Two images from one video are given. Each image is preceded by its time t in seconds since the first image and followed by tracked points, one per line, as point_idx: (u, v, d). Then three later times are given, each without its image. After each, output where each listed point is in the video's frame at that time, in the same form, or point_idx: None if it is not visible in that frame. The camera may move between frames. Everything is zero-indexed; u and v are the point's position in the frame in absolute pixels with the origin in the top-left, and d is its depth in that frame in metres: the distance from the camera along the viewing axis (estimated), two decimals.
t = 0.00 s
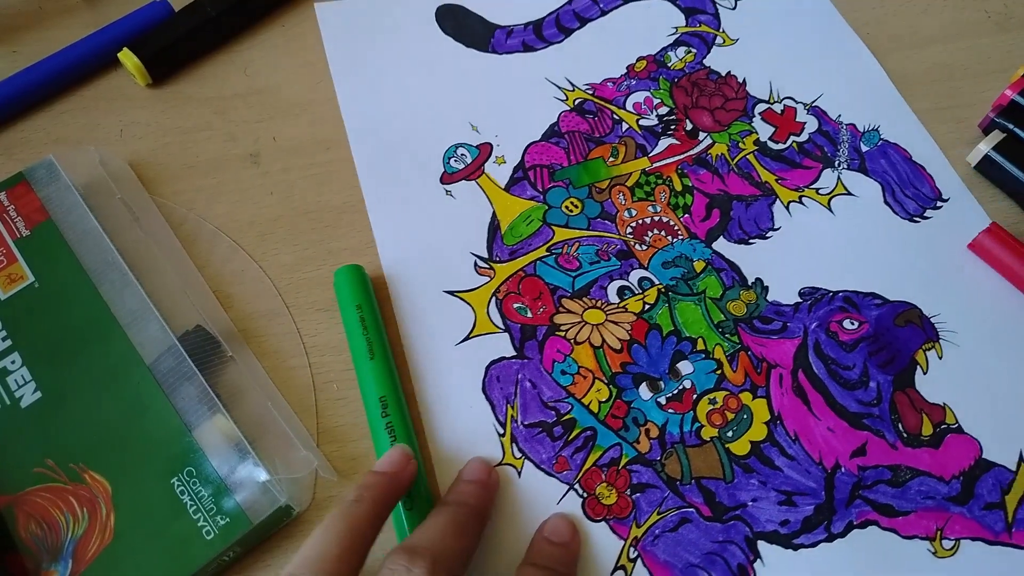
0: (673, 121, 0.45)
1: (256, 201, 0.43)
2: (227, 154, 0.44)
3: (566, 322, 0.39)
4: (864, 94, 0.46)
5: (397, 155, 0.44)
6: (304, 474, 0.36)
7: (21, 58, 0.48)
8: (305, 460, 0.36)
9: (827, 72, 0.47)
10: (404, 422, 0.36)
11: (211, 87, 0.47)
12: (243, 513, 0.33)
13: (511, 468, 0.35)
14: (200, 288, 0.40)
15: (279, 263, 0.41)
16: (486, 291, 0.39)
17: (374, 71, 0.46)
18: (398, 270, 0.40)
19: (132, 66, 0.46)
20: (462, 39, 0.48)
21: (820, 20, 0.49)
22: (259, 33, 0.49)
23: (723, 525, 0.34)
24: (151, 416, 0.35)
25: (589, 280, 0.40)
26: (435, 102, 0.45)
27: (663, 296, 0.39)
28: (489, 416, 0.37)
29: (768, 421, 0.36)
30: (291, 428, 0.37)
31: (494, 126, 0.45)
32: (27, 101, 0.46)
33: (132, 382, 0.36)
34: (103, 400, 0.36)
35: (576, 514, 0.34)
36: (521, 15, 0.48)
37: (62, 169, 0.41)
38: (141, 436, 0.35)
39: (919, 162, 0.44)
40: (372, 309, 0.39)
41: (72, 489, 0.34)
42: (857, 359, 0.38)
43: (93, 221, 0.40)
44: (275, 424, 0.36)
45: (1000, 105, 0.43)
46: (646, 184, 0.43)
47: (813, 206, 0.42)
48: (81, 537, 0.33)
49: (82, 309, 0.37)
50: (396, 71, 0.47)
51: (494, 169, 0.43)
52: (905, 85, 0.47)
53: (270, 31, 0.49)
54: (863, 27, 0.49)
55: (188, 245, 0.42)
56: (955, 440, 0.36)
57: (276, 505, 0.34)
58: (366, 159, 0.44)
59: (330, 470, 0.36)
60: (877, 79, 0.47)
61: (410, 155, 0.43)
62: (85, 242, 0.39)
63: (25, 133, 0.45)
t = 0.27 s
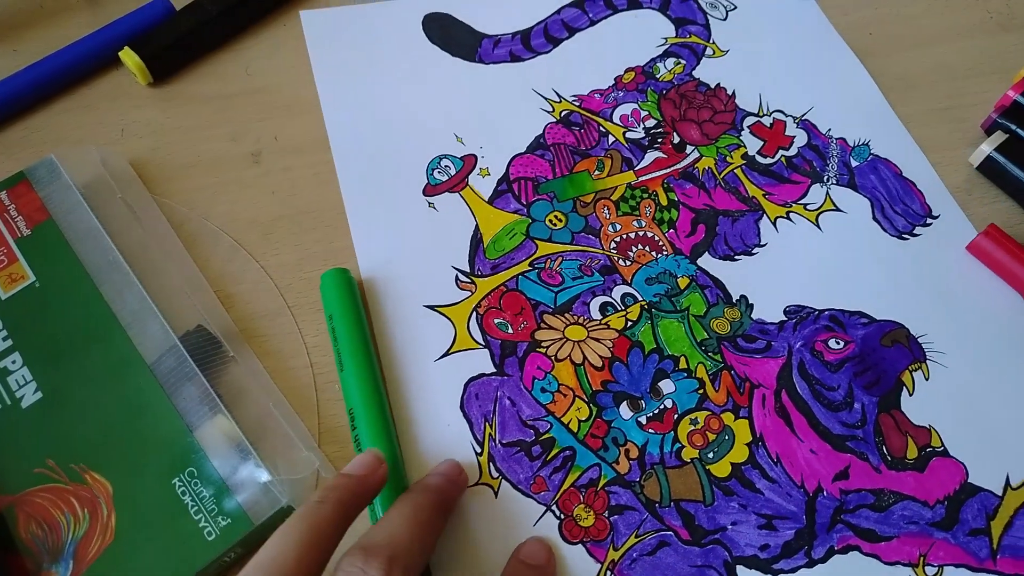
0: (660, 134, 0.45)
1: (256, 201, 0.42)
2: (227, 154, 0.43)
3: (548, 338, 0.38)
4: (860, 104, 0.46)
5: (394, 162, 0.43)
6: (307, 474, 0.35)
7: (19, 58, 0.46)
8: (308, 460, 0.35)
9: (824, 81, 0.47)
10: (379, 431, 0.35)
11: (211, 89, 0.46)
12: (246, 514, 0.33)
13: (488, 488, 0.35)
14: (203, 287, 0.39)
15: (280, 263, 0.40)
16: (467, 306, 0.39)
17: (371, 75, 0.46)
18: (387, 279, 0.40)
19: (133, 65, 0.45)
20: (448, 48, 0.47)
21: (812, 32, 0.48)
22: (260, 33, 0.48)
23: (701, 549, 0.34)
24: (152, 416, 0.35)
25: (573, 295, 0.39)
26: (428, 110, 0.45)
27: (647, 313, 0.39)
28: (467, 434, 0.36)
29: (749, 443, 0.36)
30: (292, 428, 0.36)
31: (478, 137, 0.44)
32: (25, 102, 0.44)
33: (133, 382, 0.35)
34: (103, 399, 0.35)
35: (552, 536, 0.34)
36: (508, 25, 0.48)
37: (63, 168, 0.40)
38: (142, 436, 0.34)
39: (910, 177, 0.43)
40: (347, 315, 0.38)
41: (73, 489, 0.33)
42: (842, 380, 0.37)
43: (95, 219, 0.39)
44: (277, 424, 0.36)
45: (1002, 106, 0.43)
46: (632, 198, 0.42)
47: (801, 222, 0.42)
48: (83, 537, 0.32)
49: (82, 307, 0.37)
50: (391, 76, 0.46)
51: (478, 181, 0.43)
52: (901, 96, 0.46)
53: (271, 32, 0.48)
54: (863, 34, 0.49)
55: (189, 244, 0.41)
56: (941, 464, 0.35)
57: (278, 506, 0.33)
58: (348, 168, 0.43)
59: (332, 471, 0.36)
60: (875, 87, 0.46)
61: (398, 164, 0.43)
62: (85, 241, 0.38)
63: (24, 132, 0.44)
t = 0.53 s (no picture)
0: (660, 133, 0.45)
1: (254, 201, 0.42)
2: (227, 154, 0.44)
3: (545, 335, 0.38)
4: (859, 106, 0.46)
5: (393, 162, 0.43)
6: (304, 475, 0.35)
7: (19, 59, 0.46)
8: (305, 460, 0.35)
9: (822, 83, 0.47)
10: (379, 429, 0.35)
11: (211, 89, 0.46)
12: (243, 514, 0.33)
13: (484, 483, 0.35)
14: (199, 288, 0.39)
15: (278, 264, 0.40)
16: (466, 303, 0.39)
17: (371, 74, 0.46)
18: (388, 275, 0.40)
19: (131, 67, 0.45)
20: (450, 46, 0.47)
21: (812, 34, 0.49)
22: (260, 32, 0.48)
23: (696, 546, 0.34)
24: (150, 417, 0.35)
25: (571, 293, 0.40)
26: (427, 110, 0.45)
27: (644, 311, 0.39)
28: (463, 430, 0.36)
29: (745, 441, 0.36)
30: (290, 428, 0.36)
31: (479, 136, 0.44)
32: (24, 104, 0.44)
33: (131, 382, 0.35)
34: (102, 400, 0.35)
35: (547, 531, 0.34)
36: (510, 24, 0.48)
37: (62, 171, 0.40)
38: (140, 436, 0.34)
39: (909, 178, 0.43)
40: (350, 311, 0.38)
41: (70, 490, 0.33)
42: (838, 380, 0.38)
43: (94, 220, 0.39)
44: (274, 425, 0.36)
45: (999, 105, 0.44)
46: (631, 197, 0.43)
47: (799, 222, 0.42)
48: (81, 537, 0.32)
49: (82, 308, 0.37)
50: (391, 75, 0.46)
51: (478, 179, 0.43)
52: (900, 97, 0.46)
53: (272, 30, 0.49)
54: (862, 35, 0.49)
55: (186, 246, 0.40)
56: (937, 464, 0.35)
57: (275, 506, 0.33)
58: (348, 166, 0.43)
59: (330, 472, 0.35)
60: (875, 89, 0.47)
61: (399, 161, 0.43)
62: (83, 242, 0.38)
63: (23, 134, 0.44)
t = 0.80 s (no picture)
0: (659, 133, 0.45)
1: (253, 202, 0.42)
2: (225, 155, 0.44)
3: (545, 335, 0.38)
4: (859, 106, 0.46)
5: (391, 163, 0.43)
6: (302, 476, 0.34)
7: (17, 60, 0.46)
8: (303, 461, 0.35)
9: (821, 83, 0.47)
10: (392, 424, 0.35)
11: (209, 88, 0.46)
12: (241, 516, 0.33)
13: (483, 485, 0.35)
14: (198, 288, 0.39)
15: (276, 265, 0.40)
16: (464, 303, 0.39)
17: (370, 73, 0.46)
18: (387, 275, 0.40)
19: (129, 67, 0.45)
20: (449, 46, 0.47)
21: (812, 34, 0.48)
22: (259, 31, 0.48)
23: (696, 547, 0.33)
24: (147, 418, 0.34)
25: (570, 293, 0.39)
26: (425, 110, 0.45)
27: (643, 312, 0.39)
28: (462, 430, 0.36)
29: (744, 442, 0.36)
30: (288, 430, 0.36)
31: (478, 135, 0.44)
32: (22, 104, 0.44)
33: (129, 384, 0.35)
34: (100, 401, 0.35)
35: (546, 533, 0.34)
36: (509, 24, 0.48)
37: (60, 171, 0.40)
38: (138, 438, 0.34)
39: (909, 178, 0.43)
40: (369, 307, 0.38)
41: (68, 491, 0.33)
42: (838, 380, 0.37)
43: (91, 221, 0.39)
44: (273, 426, 0.35)
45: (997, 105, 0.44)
46: (630, 198, 0.42)
47: (799, 222, 0.42)
48: (79, 538, 0.32)
49: (80, 310, 0.37)
50: (390, 74, 0.46)
51: (477, 179, 0.43)
52: (900, 96, 0.46)
53: (270, 30, 0.48)
54: (862, 34, 0.49)
55: (185, 246, 0.40)
56: (936, 464, 0.35)
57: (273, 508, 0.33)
58: (346, 166, 0.43)
59: (328, 473, 0.35)
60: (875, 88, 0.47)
61: (397, 160, 0.43)
62: (81, 243, 0.38)
63: (21, 134, 0.44)
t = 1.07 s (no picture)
0: (657, 134, 0.45)
1: (252, 203, 0.42)
2: (225, 155, 0.44)
3: (543, 335, 0.38)
4: (857, 106, 0.46)
5: (391, 163, 0.43)
6: (300, 476, 0.35)
7: (18, 61, 0.46)
8: (302, 461, 0.35)
9: (819, 83, 0.47)
10: (388, 423, 0.35)
11: (209, 89, 0.46)
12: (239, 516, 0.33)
13: (481, 484, 0.35)
14: (197, 289, 0.39)
15: (274, 265, 0.40)
16: (463, 304, 0.39)
17: (369, 74, 0.46)
18: (386, 275, 0.40)
19: (129, 68, 0.45)
20: (447, 47, 0.47)
21: (810, 34, 0.49)
22: (259, 32, 0.48)
23: (693, 547, 0.33)
24: (146, 419, 0.35)
25: (568, 293, 0.40)
26: (425, 111, 0.45)
27: (642, 312, 0.39)
28: (460, 430, 0.36)
29: (742, 441, 0.36)
30: (287, 429, 0.36)
31: (476, 136, 0.44)
32: (22, 106, 0.44)
33: (128, 385, 0.35)
34: (98, 402, 0.35)
35: (544, 532, 0.34)
36: (508, 25, 0.48)
37: (60, 171, 0.40)
38: (136, 439, 0.34)
39: (907, 178, 0.44)
40: (367, 306, 0.38)
41: (67, 491, 0.33)
42: (836, 380, 0.37)
43: (91, 221, 0.39)
44: (271, 426, 0.36)
45: (996, 105, 0.44)
46: (628, 198, 0.43)
47: (797, 222, 0.42)
48: (78, 538, 0.32)
49: (78, 311, 0.37)
50: (390, 75, 0.46)
51: (475, 179, 0.43)
52: (898, 97, 0.46)
53: (270, 31, 0.48)
54: (860, 35, 0.49)
55: (184, 246, 0.40)
56: (934, 464, 0.35)
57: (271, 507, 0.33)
58: (345, 166, 0.43)
59: (326, 473, 0.35)
60: (873, 88, 0.47)
61: (396, 160, 0.43)
62: (81, 244, 0.38)
63: (21, 135, 0.44)
